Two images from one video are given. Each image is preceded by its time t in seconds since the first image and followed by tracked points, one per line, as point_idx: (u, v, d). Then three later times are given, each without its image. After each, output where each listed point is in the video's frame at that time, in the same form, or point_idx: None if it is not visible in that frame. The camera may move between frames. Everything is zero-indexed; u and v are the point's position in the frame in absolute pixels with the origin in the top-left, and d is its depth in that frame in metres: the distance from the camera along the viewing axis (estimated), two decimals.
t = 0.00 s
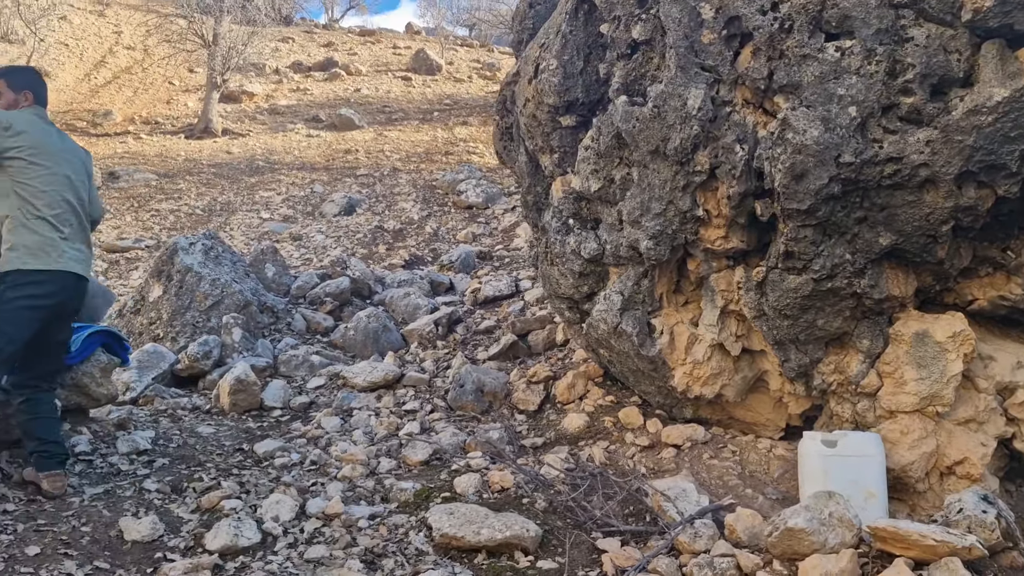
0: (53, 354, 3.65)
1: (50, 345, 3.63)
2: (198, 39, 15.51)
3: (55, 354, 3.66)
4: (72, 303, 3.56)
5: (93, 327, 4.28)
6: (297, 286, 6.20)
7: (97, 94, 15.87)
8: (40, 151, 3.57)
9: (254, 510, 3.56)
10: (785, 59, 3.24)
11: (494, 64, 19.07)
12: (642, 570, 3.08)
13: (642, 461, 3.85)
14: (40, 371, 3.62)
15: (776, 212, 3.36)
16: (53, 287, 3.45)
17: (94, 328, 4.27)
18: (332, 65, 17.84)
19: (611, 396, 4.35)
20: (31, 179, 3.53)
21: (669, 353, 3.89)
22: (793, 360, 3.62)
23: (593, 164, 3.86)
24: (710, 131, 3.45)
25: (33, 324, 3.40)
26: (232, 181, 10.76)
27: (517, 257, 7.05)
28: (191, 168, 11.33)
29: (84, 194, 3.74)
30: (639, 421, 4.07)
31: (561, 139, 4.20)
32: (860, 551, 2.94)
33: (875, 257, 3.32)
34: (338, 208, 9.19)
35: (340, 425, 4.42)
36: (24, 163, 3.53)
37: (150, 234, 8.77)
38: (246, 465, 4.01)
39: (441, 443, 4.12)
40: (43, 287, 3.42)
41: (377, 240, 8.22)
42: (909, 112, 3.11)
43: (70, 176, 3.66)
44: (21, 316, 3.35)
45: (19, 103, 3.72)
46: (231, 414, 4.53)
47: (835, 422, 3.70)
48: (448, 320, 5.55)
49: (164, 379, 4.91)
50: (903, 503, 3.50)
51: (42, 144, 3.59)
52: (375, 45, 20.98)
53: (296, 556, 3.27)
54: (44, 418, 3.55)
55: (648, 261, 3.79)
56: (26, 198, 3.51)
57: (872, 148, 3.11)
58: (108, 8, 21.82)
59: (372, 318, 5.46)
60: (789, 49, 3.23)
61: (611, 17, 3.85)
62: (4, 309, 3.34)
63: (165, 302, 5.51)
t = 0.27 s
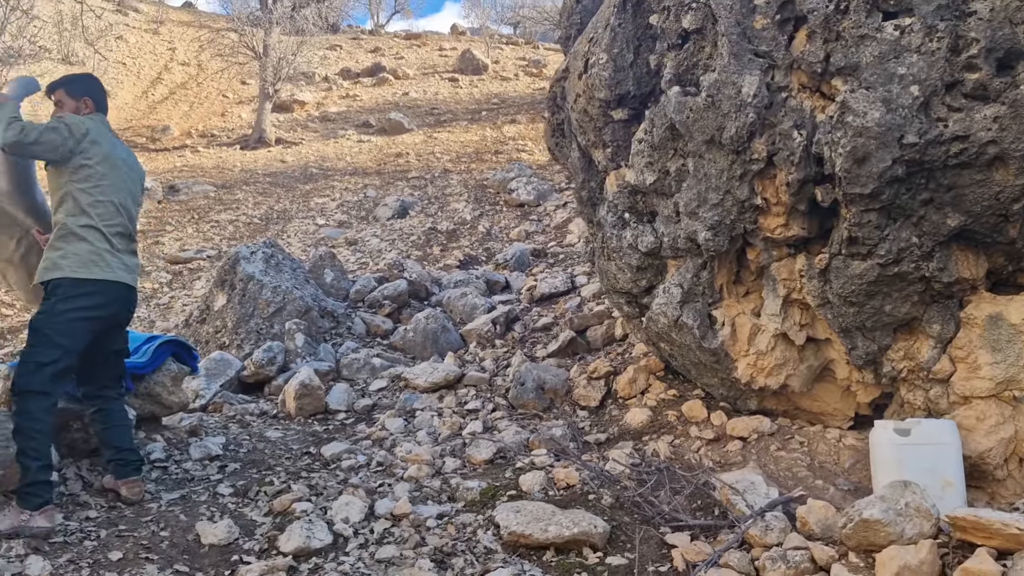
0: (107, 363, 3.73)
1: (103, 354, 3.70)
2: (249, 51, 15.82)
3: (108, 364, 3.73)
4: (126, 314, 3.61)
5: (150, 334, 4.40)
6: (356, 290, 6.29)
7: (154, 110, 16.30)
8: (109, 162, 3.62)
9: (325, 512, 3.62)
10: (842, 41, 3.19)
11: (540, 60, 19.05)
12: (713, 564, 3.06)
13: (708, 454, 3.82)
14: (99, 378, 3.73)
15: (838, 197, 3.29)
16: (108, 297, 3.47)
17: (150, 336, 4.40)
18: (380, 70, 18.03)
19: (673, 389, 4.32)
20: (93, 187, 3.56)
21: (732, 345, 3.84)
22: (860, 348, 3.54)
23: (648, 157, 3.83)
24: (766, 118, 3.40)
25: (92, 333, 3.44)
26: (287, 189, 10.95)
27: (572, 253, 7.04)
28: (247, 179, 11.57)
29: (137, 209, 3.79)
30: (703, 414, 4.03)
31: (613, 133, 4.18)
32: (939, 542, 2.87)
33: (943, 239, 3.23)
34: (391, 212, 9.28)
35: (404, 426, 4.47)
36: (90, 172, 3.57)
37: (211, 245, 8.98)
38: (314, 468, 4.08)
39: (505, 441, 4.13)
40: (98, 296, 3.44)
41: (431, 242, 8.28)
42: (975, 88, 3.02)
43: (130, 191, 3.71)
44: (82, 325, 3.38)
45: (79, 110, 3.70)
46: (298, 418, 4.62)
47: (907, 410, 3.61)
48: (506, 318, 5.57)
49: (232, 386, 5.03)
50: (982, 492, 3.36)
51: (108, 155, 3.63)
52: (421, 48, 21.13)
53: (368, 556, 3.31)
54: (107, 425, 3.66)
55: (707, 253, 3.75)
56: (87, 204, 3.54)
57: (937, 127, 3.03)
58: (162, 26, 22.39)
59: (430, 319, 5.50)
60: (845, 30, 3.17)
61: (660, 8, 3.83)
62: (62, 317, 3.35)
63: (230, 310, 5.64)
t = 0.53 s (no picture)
0: (169, 369, 3.83)
1: (165, 359, 3.79)
2: (300, 58, 16.07)
3: (171, 369, 3.83)
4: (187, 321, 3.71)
5: (216, 343, 4.49)
6: (413, 289, 6.35)
7: (211, 119, 16.68)
8: (170, 173, 3.68)
9: (390, 509, 3.67)
10: (902, 21, 3.10)
11: (588, 54, 18.95)
12: (782, 558, 3.01)
13: (773, 447, 3.76)
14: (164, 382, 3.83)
15: (902, 181, 3.20)
16: (177, 308, 3.58)
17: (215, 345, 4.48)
18: (429, 70, 18.16)
19: (734, 381, 4.26)
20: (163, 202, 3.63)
21: (794, 335, 3.79)
22: (929, 335, 3.45)
23: (703, 147, 3.79)
24: (825, 102, 3.33)
25: (157, 341, 3.53)
26: (341, 192, 11.11)
27: (626, 246, 6.99)
28: (302, 183, 11.77)
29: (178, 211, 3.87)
30: (766, 406, 3.97)
31: (667, 124, 4.14)
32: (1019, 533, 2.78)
33: (1015, 221, 3.11)
34: (444, 211, 9.34)
35: (464, 423, 4.50)
36: (160, 187, 3.62)
37: (270, 249, 9.16)
38: (378, 466, 4.13)
39: (566, 437, 4.13)
40: (171, 309, 3.55)
41: (484, 239, 8.32)
42: None
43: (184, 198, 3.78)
44: (148, 334, 3.47)
45: (123, 118, 3.63)
46: (360, 417, 4.68)
47: (980, 399, 3.51)
48: (562, 314, 5.56)
49: (295, 387, 5.12)
50: None
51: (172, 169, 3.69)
52: (468, 46, 21.20)
53: (434, 553, 3.35)
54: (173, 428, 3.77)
55: (767, 242, 3.70)
56: (161, 220, 3.61)
57: (1005, 106, 2.89)
58: (216, 36, 22.89)
59: (487, 316, 5.53)
60: (905, 10, 3.08)
61: None
62: (129, 327, 3.43)
63: (291, 313, 5.75)
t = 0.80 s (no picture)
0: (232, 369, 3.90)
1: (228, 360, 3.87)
2: (353, 59, 16.28)
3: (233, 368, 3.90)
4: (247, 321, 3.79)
5: (278, 345, 4.49)
6: (468, 287, 6.39)
7: (268, 122, 17.01)
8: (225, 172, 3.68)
9: (451, 506, 3.70)
10: (967, 3, 3.02)
11: (639, 46, 18.79)
12: (850, 556, 2.96)
13: (838, 442, 3.69)
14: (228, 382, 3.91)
15: (970, 168, 3.11)
16: (241, 309, 3.66)
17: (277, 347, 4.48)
18: (479, 68, 18.22)
19: (796, 375, 4.19)
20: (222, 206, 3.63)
21: (858, 328, 3.70)
22: (999, 327, 3.34)
23: (760, 138, 3.73)
24: (886, 89, 3.24)
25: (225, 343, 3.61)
26: (396, 191, 11.23)
27: (682, 240, 6.93)
28: (357, 183, 11.92)
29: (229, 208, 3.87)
30: (829, 400, 3.90)
31: (722, 116, 4.08)
32: None
33: None
34: (497, 208, 9.38)
35: (522, 420, 4.51)
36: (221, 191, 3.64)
37: (327, 249, 9.30)
38: (438, 463, 4.17)
39: (625, 433, 4.12)
40: (237, 312, 3.63)
41: (538, 236, 8.32)
42: None
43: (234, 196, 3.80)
44: (218, 336, 3.56)
45: (162, 122, 3.58)
46: (419, 415, 4.74)
47: None
48: (618, 309, 5.53)
49: (355, 385, 5.20)
50: None
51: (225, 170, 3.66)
52: (518, 42, 21.21)
53: (495, 550, 3.37)
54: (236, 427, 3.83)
55: (828, 234, 3.62)
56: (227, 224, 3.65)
57: None
58: (271, 41, 23.32)
59: (543, 313, 5.53)
60: None
61: None
62: (201, 329, 3.50)
63: (350, 312, 5.84)
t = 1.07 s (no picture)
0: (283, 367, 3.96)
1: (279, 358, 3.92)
2: (405, 59, 16.42)
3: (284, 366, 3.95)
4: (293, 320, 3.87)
5: (336, 342, 4.57)
6: (522, 284, 6.40)
7: (322, 123, 17.25)
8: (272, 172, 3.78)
9: (507, 503, 3.72)
10: None
11: (691, 38, 18.58)
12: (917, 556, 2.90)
13: (902, 440, 3.61)
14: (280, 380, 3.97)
15: None
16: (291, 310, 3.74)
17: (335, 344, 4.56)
18: (530, 65, 18.23)
19: (858, 371, 4.10)
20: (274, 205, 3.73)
21: (923, 323, 3.61)
22: None
23: (819, 130, 3.64)
24: (951, 78, 3.16)
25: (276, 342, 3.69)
26: (448, 189, 11.30)
27: (738, 234, 6.84)
28: (410, 182, 12.02)
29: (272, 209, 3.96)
30: (893, 397, 3.81)
31: (779, 109, 4.01)
32: None
33: None
34: (550, 205, 9.37)
35: (578, 417, 4.50)
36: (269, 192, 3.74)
37: (381, 248, 9.40)
38: (494, 460, 4.20)
39: (682, 430, 4.08)
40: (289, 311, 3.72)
41: (590, 232, 8.29)
42: None
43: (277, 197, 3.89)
44: (271, 335, 3.64)
45: (206, 123, 3.66)
46: (474, 412, 4.76)
47: None
48: (673, 305, 5.49)
49: (411, 382, 5.25)
50: None
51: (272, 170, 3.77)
52: (568, 38, 21.15)
53: (553, 547, 3.38)
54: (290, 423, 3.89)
55: (891, 227, 3.54)
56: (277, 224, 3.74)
57: None
58: (324, 42, 23.64)
59: (597, 309, 5.51)
60: None
61: None
62: (257, 327, 3.58)
63: (405, 310, 5.90)
